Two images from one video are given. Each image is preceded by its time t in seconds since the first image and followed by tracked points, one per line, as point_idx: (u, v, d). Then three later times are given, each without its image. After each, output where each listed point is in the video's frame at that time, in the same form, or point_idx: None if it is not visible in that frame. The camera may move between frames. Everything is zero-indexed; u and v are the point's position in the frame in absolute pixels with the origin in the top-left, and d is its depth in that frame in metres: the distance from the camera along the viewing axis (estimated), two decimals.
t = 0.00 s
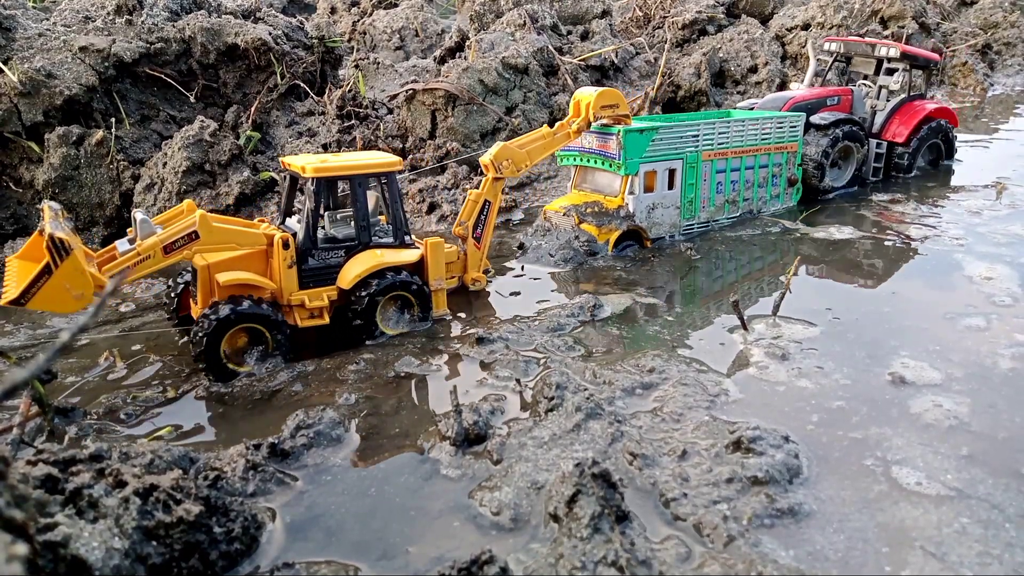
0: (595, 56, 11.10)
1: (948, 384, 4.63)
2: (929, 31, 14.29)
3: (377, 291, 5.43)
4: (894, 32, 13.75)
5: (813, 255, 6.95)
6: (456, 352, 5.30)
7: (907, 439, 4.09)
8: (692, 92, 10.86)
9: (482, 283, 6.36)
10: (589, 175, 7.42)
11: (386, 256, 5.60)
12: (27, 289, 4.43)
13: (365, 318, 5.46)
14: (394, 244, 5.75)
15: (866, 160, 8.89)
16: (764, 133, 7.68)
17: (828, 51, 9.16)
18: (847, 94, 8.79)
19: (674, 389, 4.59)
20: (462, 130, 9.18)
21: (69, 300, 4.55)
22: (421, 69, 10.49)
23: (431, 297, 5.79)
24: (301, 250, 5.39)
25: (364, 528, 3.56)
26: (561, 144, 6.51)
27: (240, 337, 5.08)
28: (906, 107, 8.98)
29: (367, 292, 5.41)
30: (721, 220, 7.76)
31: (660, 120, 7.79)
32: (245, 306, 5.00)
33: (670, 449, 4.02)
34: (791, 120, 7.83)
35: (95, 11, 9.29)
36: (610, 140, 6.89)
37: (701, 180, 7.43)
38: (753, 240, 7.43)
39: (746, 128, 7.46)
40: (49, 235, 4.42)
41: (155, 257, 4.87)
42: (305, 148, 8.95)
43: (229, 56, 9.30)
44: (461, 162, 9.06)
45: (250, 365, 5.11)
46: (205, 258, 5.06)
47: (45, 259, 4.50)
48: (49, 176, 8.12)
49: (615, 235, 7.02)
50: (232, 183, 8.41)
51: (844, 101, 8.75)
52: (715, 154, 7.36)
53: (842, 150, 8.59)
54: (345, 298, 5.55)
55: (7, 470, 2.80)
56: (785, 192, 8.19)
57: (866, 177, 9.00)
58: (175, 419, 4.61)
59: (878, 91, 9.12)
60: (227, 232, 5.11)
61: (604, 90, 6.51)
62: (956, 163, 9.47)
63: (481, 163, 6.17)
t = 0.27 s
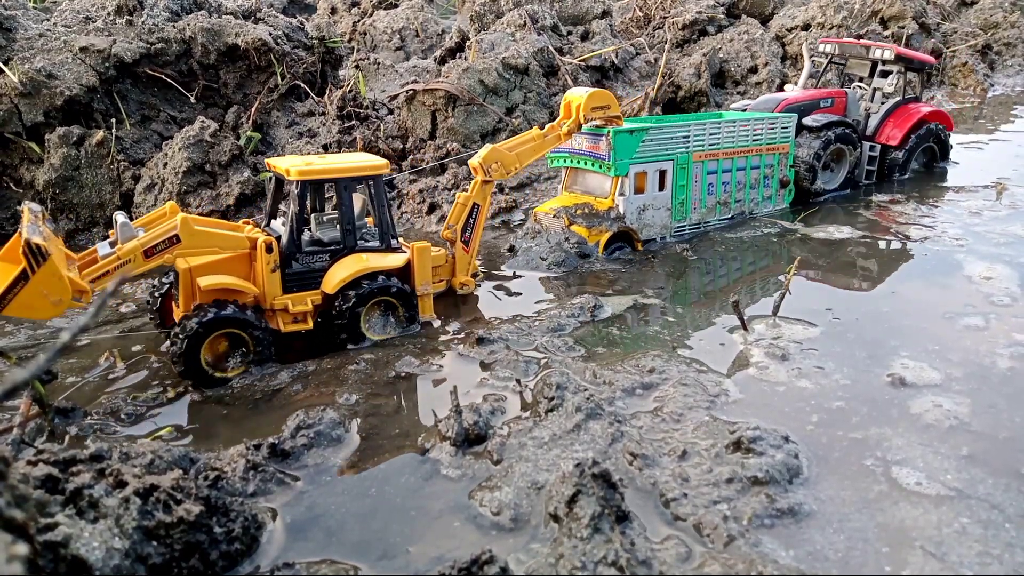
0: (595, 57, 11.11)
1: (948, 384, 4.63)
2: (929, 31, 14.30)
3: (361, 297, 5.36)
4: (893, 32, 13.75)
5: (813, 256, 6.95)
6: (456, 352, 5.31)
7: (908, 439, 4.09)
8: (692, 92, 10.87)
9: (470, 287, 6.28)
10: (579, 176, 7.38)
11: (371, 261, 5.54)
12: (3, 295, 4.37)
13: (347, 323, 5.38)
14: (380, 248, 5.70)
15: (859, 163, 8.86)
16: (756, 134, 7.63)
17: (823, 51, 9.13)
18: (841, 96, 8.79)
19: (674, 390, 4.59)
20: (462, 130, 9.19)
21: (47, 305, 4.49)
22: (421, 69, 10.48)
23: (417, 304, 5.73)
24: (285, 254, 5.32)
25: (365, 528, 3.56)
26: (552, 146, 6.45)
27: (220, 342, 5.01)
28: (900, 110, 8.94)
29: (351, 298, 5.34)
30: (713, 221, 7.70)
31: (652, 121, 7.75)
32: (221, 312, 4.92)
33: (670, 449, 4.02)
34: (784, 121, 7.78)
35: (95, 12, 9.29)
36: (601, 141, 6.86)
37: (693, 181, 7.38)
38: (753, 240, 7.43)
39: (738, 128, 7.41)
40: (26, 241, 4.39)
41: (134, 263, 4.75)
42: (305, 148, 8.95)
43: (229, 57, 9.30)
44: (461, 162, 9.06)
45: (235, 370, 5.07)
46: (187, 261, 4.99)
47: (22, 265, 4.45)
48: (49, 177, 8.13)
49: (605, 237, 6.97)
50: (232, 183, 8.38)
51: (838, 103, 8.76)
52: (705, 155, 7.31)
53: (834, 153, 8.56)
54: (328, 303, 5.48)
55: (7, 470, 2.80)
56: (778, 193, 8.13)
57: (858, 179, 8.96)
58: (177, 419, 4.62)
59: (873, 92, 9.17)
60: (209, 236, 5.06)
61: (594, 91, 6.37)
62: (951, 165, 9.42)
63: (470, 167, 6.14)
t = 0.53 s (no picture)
0: (595, 55, 11.09)
1: (948, 382, 4.63)
2: (930, 30, 14.29)
3: (341, 303, 5.29)
4: (893, 31, 13.74)
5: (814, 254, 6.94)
6: (456, 352, 5.30)
7: (908, 438, 4.09)
8: (692, 91, 10.86)
9: (455, 290, 6.19)
10: (567, 177, 7.32)
11: (352, 265, 5.44)
12: None
13: (326, 329, 5.29)
14: (361, 253, 5.60)
15: (850, 165, 8.75)
16: (745, 133, 7.58)
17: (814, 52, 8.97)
18: (834, 96, 8.63)
19: (674, 388, 4.59)
20: (462, 129, 9.18)
21: (16, 314, 4.37)
22: (421, 67, 10.47)
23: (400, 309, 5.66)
24: (263, 259, 5.22)
25: (365, 527, 3.56)
26: (539, 147, 6.42)
27: (195, 351, 4.88)
28: (894, 110, 8.84)
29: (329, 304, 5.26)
30: (702, 222, 7.65)
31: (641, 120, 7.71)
32: (183, 324, 4.74)
33: (670, 448, 4.02)
34: (773, 120, 7.74)
35: (95, 10, 9.29)
36: (588, 141, 6.80)
37: (682, 181, 7.32)
38: (754, 239, 7.42)
39: (727, 128, 7.37)
40: None
41: (109, 267, 4.69)
42: (305, 147, 8.94)
43: (229, 56, 9.29)
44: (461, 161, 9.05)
45: (214, 373, 4.95)
46: (163, 267, 4.90)
47: None
48: (49, 175, 8.13)
49: (592, 237, 6.91)
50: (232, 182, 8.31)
51: (829, 104, 8.59)
52: (694, 154, 7.27)
53: (825, 154, 8.44)
54: (308, 309, 5.38)
55: (7, 469, 2.80)
56: (768, 194, 8.07)
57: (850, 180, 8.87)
58: (177, 418, 4.61)
59: (865, 92, 9.03)
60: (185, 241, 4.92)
61: (582, 91, 6.36)
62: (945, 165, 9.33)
63: (455, 169, 6.10)
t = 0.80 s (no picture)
0: (595, 55, 11.09)
1: (948, 382, 4.63)
2: (929, 30, 14.30)
3: (319, 308, 5.23)
4: (892, 32, 13.76)
5: (814, 255, 6.94)
6: (456, 352, 5.30)
7: (909, 439, 4.09)
8: (692, 92, 10.87)
9: (438, 294, 6.16)
10: (554, 179, 7.27)
11: (331, 270, 5.40)
12: None
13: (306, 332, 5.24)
14: (341, 257, 5.55)
15: (842, 167, 8.75)
16: (735, 133, 7.51)
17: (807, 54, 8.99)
18: (825, 98, 8.64)
19: (674, 389, 4.59)
20: (462, 129, 9.18)
21: None
22: (421, 68, 10.47)
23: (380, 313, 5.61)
24: (240, 263, 5.16)
25: (365, 527, 3.56)
26: (524, 148, 6.39)
27: (171, 358, 4.80)
28: (885, 112, 8.79)
29: (309, 308, 5.21)
30: (691, 223, 7.58)
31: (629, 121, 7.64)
32: (153, 332, 4.62)
33: (670, 448, 4.02)
34: (763, 120, 7.66)
35: (95, 11, 9.30)
36: (574, 143, 6.74)
37: (670, 182, 7.25)
38: (755, 241, 7.42)
39: (715, 128, 7.30)
40: None
41: (83, 272, 4.58)
42: (305, 147, 8.94)
43: (229, 56, 9.29)
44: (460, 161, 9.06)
45: (195, 377, 4.88)
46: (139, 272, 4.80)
47: None
48: (49, 176, 8.13)
49: (580, 239, 6.84)
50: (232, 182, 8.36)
51: (820, 105, 8.56)
52: (682, 155, 7.19)
53: (816, 155, 8.43)
54: (287, 313, 5.32)
55: (7, 470, 2.80)
56: (758, 195, 8.02)
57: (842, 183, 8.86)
58: (176, 419, 4.61)
59: (856, 94, 8.99)
60: (160, 244, 4.84)
61: (566, 92, 6.29)
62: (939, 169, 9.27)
63: (438, 172, 6.04)
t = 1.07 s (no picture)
0: (595, 56, 11.10)
1: (948, 383, 4.63)
2: (929, 31, 14.32)
3: (303, 311, 5.19)
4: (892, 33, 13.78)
5: (813, 255, 6.94)
6: (456, 352, 5.31)
7: (909, 439, 4.09)
8: (692, 92, 10.88)
9: (427, 296, 6.11)
10: (545, 180, 7.22)
11: (316, 272, 5.36)
12: None
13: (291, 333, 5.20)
14: (326, 259, 5.50)
15: (836, 169, 8.69)
16: (727, 134, 7.45)
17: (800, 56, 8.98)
18: (818, 99, 8.59)
19: (674, 389, 4.59)
20: (462, 130, 9.17)
21: None
22: (421, 68, 10.46)
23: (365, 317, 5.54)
24: (223, 266, 5.12)
25: (366, 527, 3.56)
26: (513, 149, 6.38)
27: (152, 362, 4.76)
28: (879, 113, 8.69)
29: (292, 311, 5.17)
30: (683, 225, 7.51)
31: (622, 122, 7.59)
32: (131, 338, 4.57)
33: (670, 449, 4.02)
34: (755, 120, 7.60)
35: (95, 11, 9.30)
36: (564, 144, 6.72)
37: (662, 183, 7.18)
38: (755, 241, 7.42)
39: (706, 128, 7.24)
40: None
41: (64, 274, 4.58)
42: (305, 148, 8.94)
43: (229, 56, 9.30)
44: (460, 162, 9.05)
45: (181, 378, 4.83)
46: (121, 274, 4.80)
47: None
48: (49, 176, 8.14)
49: (570, 241, 6.78)
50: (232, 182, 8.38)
51: (813, 106, 8.53)
52: (673, 156, 7.13)
53: (809, 155, 8.38)
54: (272, 316, 5.27)
55: (8, 470, 2.80)
56: (751, 196, 7.95)
57: (836, 185, 8.79)
58: (177, 419, 4.61)
59: (850, 96, 8.89)
60: (142, 247, 4.83)
61: (555, 92, 6.31)
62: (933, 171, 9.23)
63: (426, 173, 6.02)
